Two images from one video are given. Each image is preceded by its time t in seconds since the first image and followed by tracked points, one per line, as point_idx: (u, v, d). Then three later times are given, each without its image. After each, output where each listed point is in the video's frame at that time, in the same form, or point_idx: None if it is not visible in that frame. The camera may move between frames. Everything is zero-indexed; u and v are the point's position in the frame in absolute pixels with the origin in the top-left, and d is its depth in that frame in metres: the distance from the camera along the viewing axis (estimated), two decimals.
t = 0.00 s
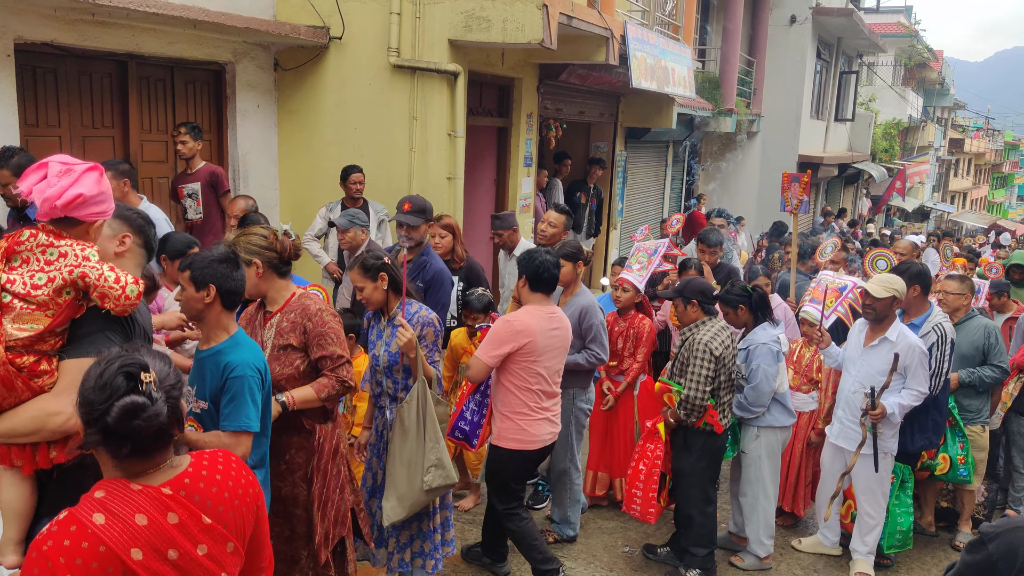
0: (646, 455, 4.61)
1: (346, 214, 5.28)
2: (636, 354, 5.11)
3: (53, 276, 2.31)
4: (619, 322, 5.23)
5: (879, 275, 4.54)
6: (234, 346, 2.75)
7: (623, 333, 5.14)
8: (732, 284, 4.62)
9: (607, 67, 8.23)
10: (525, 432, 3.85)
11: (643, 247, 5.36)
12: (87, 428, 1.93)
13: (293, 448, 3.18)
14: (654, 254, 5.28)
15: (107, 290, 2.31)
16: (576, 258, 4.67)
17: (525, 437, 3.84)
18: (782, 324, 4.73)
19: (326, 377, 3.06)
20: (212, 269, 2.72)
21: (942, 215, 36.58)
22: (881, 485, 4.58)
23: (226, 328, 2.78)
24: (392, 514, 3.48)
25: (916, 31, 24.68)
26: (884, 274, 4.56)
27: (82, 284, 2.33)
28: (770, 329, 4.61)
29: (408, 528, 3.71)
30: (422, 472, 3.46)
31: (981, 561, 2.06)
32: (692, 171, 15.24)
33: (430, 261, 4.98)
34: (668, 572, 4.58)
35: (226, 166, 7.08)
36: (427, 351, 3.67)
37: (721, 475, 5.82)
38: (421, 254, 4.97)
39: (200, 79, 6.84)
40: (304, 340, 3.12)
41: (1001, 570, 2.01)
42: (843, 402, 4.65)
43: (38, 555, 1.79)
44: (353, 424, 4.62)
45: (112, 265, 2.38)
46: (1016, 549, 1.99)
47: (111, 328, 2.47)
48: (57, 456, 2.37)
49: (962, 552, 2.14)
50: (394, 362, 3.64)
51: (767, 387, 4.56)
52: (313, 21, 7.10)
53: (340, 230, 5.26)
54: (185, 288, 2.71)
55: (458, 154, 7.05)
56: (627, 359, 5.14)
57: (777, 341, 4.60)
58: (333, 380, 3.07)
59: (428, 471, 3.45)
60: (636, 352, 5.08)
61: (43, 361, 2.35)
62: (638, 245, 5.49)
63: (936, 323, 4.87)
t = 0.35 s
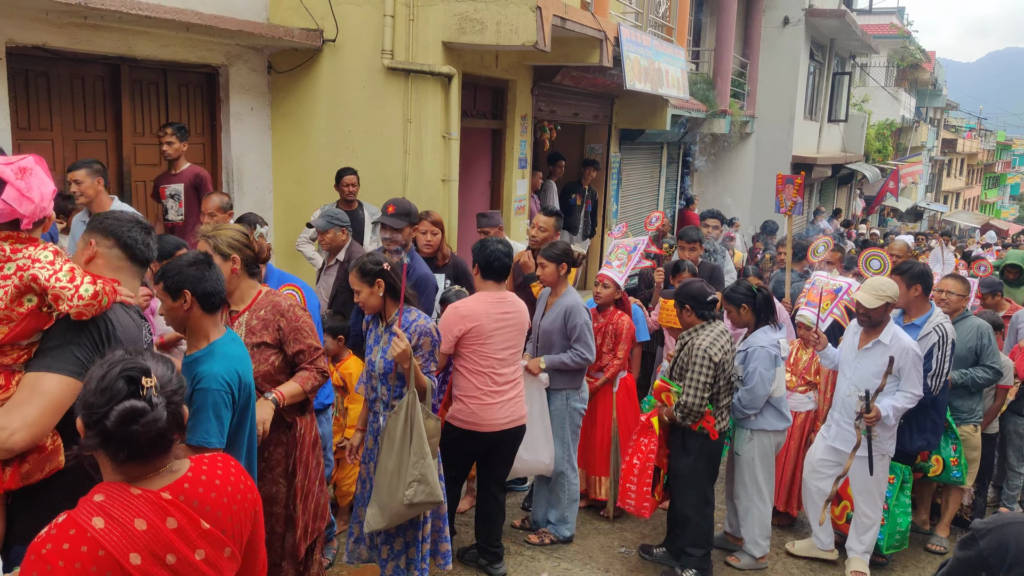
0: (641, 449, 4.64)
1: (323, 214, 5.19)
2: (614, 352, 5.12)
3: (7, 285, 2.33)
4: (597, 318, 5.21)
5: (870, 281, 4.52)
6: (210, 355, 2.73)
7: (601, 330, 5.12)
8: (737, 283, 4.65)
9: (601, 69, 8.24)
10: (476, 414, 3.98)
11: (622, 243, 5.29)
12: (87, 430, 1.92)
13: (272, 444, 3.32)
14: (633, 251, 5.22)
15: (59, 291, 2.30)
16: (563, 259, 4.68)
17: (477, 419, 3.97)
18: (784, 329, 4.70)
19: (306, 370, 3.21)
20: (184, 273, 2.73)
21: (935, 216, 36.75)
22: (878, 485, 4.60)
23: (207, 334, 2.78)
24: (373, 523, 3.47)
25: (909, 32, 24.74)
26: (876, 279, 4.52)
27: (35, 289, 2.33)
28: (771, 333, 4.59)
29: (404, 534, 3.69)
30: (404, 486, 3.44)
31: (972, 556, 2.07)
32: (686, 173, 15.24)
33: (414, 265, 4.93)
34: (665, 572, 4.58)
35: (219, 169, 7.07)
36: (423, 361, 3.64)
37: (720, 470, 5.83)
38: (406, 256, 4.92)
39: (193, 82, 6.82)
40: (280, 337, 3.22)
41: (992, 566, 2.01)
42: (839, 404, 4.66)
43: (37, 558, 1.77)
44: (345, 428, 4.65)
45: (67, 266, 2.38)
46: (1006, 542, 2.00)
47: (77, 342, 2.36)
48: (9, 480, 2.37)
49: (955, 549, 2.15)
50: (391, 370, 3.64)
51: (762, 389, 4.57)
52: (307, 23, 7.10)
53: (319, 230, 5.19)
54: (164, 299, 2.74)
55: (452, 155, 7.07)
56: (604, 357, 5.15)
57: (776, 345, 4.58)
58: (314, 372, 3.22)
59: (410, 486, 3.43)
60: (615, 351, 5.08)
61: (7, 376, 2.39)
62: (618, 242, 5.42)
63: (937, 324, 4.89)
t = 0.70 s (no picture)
0: (634, 442, 4.66)
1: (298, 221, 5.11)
2: (607, 355, 5.12)
3: None
4: (588, 319, 5.18)
5: (841, 280, 4.48)
6: (193, 349, 2.74)
7: (592, 333, 5.10)
8: (743, 280, 4.66)
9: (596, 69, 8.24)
10: (436, 404, 4.16)
11: (613, 243, 5.31)
12: (85, 430, 1.92)
13: (265, 441, 3.31)
14: (624, 251, 5.23)
15: (28, 310, 2.22)
16: (553, 259, 4.68)
17: (438, 408, 4.16)
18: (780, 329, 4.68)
19: (285, 372, 3.21)
20: (143, 273, 2.71)
21: (930, 214, 36.80)
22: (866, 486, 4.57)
23: (184, 330, 2.78)
24: (376, 534, 3.49)
25: (903, 31, 24.77)
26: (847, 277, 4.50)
27: None
28: (767, 334, 4.59)
29: (398, 543, 3.70)
30: (404, 493, 3.46)
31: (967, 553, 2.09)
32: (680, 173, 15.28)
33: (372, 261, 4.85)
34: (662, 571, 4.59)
35: (214, 171, 7.06)
36: (410, 367, 3.65)
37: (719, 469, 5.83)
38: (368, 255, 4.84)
39: (188, 84, 6.81)
40: (269, 334, 3.25)
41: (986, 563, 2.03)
42: (828, 402, 4.60)
43: (35, 560, 1.79)
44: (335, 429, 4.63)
45: (29, 282, 2.27)
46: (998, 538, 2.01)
47: (40, 362, 2.29)
48: None
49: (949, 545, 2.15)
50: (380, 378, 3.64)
51: (759, 389, 4.54)
52: (301, 25, 7.09)
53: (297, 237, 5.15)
54: (132, 307, 2.73)
55: (446, 156, 7.06)
56: (596, 357, 5.15)
57: (772, 345, 4.59)
58: (293, 375, 3.22)
59: (410, 492, 3.45)
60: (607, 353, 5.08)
61: None
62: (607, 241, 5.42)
63: (937, 324, 4.86)
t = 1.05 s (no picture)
0: (626, 440, 4.67)
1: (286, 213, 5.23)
2: (615, 359, 5.13)
3: None
4: (598, 322, 5.19)
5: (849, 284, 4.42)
6: (193, 345, 2.79)
7: (602, 337, 5.12)
8: (756, 281, 4.56)
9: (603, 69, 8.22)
10: (431, 394, 4.32)
11: (625, 247, 5.22)
12: (94, 425, 1.95)
13: (265, 442, 3.35)
14: (637, 255, 5.13)
15: None
16: (558, 260, 4.68)
17: (432, 399, 4.31)
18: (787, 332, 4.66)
19: (277, 378, 3.21)
20: (131, 273, 2.78)
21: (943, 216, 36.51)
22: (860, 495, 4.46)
23: (179, 326, 2.83)
24: (376, 535, 3.49)
25: (914, 32, 24.56)
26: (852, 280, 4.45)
27: None
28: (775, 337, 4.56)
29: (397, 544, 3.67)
30: (405, 492, 3.45)
31: (978, 561, 1.85)
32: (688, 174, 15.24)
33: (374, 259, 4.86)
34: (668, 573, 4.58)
35: (223, 170, 7.11)
36: (402, 365, 3.68)
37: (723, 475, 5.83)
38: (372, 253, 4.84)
39: (197, 83, 6.86)
40: (268, 337, 3.26)
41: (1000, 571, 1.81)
42: (826, 404, 4.56)
43: (45, 556, 1.81)
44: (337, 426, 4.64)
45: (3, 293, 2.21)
46: (1014, 549, 1.80)
47: (21, 376, 2.30)
48: None
49: (958, 553, 1.93)
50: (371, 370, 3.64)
51: (764, 391, 4.50)
52: (308, 24, 7.12)
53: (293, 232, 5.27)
54: (122, 305, 2.80)
55: (453, 156, 7.06)
56: (602, 362, 5.15)
57: (777, 347, 4.58)
58: (285, 381, 3.21)
59: (410, 491, 3.44)
60: (616, 358, 5.09)
61: None
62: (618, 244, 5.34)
63: (946, 327, 4.82)
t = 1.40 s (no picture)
0: (614, 447, 5.02)
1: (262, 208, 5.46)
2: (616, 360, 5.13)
3: None
4: (599, 323, 5.19)
5: (854, 296, 4.35)
6: (187, 359, 2.75)
7: (602, 337, 5.11)
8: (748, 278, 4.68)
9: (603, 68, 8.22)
10: (438, 386, 4.33)
11: (627, 247, 5.34)
12: (85, 430, 1.95)
13: (255, 454, 3.33)
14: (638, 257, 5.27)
15: None
16: (558, 262, 4.69)
17: (438, 391, 4.33)
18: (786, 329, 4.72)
19: (276, 392, 3.16)
20: (124, 283, 2.69)
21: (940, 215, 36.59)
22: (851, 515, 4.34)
23: (173, 339, 2.77)
24: (359, 535, 3.46)
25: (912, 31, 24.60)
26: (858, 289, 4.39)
27: None
28: (774, 332, 4.61)
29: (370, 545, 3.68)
30: (393, 489, 3.50)
31: (970, 555, 1.93)
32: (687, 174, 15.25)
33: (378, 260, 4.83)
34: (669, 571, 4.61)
35: (222, 169, 7.09)
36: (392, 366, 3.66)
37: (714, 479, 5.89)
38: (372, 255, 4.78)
39: (196, 82, 6.84)
40: (262, 349, 3.22)
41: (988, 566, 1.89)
42: (825, 416, 4.52)
43: (38, 562, 1.82)
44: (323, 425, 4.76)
45: None
46: (1004, 543, 1.87)
47: None
48: None
49: (955, 548, 2.00)
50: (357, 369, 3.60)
51: (761, 385, 4.53)
52: (309, 24, 7.11)
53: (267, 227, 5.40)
54: (113, 317, 2.71)
55: (453, 156, 7.06)
56: (603, 362, 5.15)
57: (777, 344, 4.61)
58: (284, 395, 3.17)
59: (399, 487, 3.50)
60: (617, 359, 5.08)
61: None
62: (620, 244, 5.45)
63: (927, 323, 4.89)
